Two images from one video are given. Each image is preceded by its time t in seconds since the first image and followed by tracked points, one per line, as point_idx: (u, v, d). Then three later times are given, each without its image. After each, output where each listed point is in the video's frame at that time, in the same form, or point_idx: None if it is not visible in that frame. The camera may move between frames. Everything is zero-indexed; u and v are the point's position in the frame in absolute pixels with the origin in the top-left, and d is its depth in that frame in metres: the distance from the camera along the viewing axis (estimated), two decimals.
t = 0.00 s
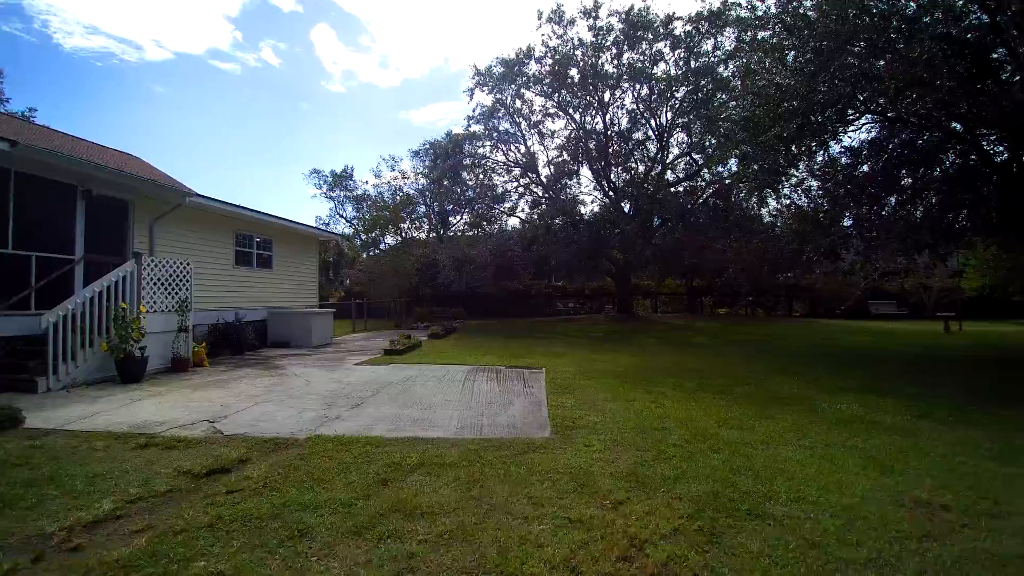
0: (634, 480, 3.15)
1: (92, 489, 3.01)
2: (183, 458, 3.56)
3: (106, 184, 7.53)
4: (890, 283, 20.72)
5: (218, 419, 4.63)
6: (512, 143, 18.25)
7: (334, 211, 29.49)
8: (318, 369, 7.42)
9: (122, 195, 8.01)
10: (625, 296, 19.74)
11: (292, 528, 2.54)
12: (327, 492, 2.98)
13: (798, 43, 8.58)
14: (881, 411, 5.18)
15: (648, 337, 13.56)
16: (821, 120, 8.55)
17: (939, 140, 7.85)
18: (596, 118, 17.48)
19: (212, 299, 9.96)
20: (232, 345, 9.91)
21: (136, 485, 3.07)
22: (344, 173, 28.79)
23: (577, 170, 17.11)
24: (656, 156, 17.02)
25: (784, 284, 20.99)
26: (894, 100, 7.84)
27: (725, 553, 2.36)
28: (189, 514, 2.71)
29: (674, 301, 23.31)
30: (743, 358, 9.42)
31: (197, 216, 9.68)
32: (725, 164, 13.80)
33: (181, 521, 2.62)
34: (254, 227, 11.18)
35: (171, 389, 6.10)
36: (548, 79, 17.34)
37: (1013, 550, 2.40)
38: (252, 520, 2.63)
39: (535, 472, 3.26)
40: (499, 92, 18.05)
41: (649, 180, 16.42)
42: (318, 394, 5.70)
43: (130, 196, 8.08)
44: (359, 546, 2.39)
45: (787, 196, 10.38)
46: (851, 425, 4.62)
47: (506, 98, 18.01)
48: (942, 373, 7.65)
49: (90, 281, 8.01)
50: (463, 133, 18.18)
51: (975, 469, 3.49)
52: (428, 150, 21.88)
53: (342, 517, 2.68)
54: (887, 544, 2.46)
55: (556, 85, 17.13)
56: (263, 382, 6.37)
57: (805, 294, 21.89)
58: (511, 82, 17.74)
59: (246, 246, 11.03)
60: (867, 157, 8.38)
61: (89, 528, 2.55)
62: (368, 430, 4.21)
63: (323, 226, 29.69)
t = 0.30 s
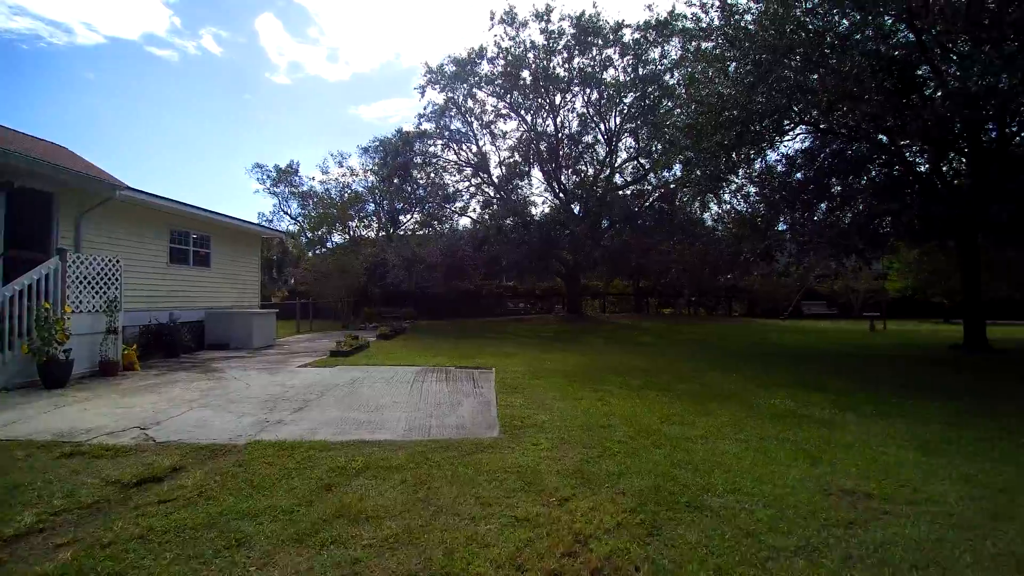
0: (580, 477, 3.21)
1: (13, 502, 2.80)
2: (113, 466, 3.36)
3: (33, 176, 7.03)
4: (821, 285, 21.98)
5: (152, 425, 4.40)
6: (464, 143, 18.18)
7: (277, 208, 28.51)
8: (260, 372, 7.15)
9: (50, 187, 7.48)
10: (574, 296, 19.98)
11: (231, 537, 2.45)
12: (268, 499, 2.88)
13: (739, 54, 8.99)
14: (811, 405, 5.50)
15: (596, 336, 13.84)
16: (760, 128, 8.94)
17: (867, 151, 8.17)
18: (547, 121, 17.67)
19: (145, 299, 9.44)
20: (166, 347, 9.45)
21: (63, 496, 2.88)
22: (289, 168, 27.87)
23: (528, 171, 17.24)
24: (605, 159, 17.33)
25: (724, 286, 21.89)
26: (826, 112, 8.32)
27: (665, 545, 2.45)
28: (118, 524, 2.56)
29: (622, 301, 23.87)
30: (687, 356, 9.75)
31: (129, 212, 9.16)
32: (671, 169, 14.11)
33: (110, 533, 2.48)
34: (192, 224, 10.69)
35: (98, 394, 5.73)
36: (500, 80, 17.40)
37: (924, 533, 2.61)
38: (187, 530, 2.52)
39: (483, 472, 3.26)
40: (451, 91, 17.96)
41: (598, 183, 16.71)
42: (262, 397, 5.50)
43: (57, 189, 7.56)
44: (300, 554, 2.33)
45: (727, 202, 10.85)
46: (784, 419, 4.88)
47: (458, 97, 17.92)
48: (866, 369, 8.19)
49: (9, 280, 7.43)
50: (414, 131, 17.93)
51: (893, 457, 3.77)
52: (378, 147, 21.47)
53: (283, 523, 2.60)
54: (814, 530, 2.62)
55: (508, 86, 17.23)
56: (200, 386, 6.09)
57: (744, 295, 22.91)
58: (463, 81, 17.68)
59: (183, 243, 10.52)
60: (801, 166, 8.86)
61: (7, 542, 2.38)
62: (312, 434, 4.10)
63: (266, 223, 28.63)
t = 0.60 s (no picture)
0: (529, 475, 3.25)
1: None
2: (36, 476, 3.15)
3: None
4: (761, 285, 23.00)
5: (81, 431, 4.14)
6: (416, 140, 17.97)
7: (219, 203, 27.32)
8: (199, 375, 6.84)
9: None
10: (526, 296, 20.07)
11: (165, 547, 2.35)
12: (205, 507, 2.77)
13: (686, 63, 9.31)
14: (750, 400, 5.77)
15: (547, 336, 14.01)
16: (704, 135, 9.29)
17: (803, 160, 8.63)
18: (500, 121, 17.70)
19: (72, 299, 8.85)
20: (96, 349, 8.89)
21: None
22: (231, 162, 26.75)
23: (481, 171, 17.23)
24: (557, 161, 17.49)
25: (671, 286, 22.57)
26: (765, 121, 8.72)
27: (610, 538, 2.52)
28: (43, 537, 2.41)
29: (572, 301, 24.21)
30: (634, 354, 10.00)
31: (55, 206, 8.58)
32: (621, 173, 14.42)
33: (34, 546, 2.33)
34: (125, 219, 10.10)
35: (15, 399, 5.33)
36: (453, 79, 17.32)
37: (848, 519, 2.80)
38: (117, 541, 2.40)
39: (431, 474, 3.24)
40: (403, 88, 17.72)
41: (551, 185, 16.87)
42: (201, 401, 5.27)
43: None
44: (239, 564, 2.25)
45: (673, 205, 11.21)
46: (724, 414, 5.10)
47: (410, 94, 17.69)
48: (800, 366, 8.65)
49: None
50: (364, 126, 17.56)
51: (821, 448, 4.01)
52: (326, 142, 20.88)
53: (222, 531, 2.52)
54: (749, 519, 2.75)
55: (462, 85, 17.17)
56: (133, 391, 5.77)
57: (689, 295, 23.69)
58: (416, 78, 17.49)
59: (115, 239, 9.93)
60: (742, 172, 9.24)
61: None
62: (255, 439, 3.97)
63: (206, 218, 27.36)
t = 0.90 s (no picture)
0: (480, 475, 3.26)
1: None
2: None
3: None
4: (708, 286, 23.82)
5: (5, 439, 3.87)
6: (370, 137, 17.65)
7: (158, 197, 26.01)
8: (135, 379, 6.49)
9: None
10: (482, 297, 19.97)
11: (95, 561, 2.24)
12: (140, 516, 2.65)
13: (638, 69, 9.53)
14: (697, 397, 5.98)
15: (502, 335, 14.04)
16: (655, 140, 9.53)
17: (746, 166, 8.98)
18: (456, 120, 17.60)
19: None
20: (22, 352, 8.30)
21: None
22: (173, 155, 25.53)
23: (436, 170, 17.09)
24: (513, 161, 17.54)
25: (623, 287, 23.06)
26: (712, 128, 9.02)
27: (559, 535, 2.56)
28: None
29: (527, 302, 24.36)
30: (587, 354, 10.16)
31: None
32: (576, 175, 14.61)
33: None
34: (55, 212, 9.48)
35: None
36: (409, 76, 17.12)
37: (784, 508, 2.94)
38: (41, 557, 2.26)
39: (381, 476, 3.20)
40: (357, 83, 17.36)
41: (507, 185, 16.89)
42: (139, 406, 5.01)
43: None
44: None
45: (625, 208, 11.45)
46: (672, 410, 5.27)
47: (364, 89, 17.35)
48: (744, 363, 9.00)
49: None
50: (316, 121, 17.10)
51: (763, 442, 4.20)
52: (275, 137, 20.21)
53: (159, 542, 2.41)
54: (693, 512, 2.86)
55: (417, 83, 16.99)
56: (63, 396, 5.43)
57: (641, 296, 24.26)
58: (370, 74, 17.18)
59: (44, 235, 9.31)
60: (690, 176, 9.54)
61: None
62: (196, 445, 3.81)
63: (144, 213, 26.00)
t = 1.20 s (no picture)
0: (434, 476, 3.24)
1: None
2: None
3: None
4: (661, 287, 24.46)
5: None
6: (323, 133, 17.25)
7: (95, 190, 24.63)
8: (67, 383, 6.12)
9: None
10: (438, 297, 19.83)
11: None
12: (73, 527, 2.52)
13: (595, 72, 9.67)
14: (648, 395, 6.14)
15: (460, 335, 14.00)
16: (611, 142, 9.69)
17: (695, 171, 9.22)
18: (413, 118, 17.41)
19: None
20: None
21: None
22: (113, 146, 24.26)
23: (392, 168, 16.86)
24: (470, 161, 17.51)
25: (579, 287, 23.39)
26: (663, 133, 9.20)
27: (511, 533, 2.59)
28: None
29: (484, 301, 24.36)
30: (544, 353, 10.25)
31: None
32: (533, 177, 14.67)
33: None
34: None
35: None
36: (365, 71, 16.84)
37: (728, 501, 3.07)
38: None
39: (331, 480, 3.14)
40: (310, 77, 16.93)
41: (464, 185, 16.83)
42: (70, 412, 4.72)
43: None
44: None
45: (581, 210, 11.59)
46: (623, 408, 5.39)
47: (318, 83, 16.94)
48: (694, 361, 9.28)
49: None
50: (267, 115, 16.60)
51: (708, 437, 4.36)
52: (223, 130, 19.46)
53: (93, 554, 2.31)
54: (642, 506, 2.93)
55: (374, 79, 16.73)
56: None
57: (596, 296, 24.66)
58: (324, 68, 16.78)
59: None
60: (644, 179, 9.74)
61: None
62: (132, 452, 3.63)
63: (80, 206, 24.61)
